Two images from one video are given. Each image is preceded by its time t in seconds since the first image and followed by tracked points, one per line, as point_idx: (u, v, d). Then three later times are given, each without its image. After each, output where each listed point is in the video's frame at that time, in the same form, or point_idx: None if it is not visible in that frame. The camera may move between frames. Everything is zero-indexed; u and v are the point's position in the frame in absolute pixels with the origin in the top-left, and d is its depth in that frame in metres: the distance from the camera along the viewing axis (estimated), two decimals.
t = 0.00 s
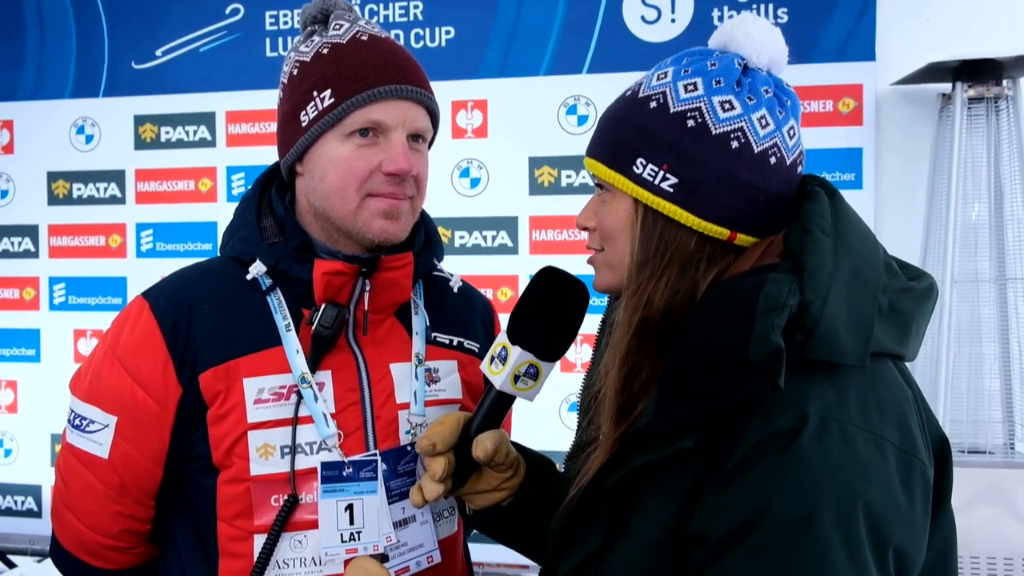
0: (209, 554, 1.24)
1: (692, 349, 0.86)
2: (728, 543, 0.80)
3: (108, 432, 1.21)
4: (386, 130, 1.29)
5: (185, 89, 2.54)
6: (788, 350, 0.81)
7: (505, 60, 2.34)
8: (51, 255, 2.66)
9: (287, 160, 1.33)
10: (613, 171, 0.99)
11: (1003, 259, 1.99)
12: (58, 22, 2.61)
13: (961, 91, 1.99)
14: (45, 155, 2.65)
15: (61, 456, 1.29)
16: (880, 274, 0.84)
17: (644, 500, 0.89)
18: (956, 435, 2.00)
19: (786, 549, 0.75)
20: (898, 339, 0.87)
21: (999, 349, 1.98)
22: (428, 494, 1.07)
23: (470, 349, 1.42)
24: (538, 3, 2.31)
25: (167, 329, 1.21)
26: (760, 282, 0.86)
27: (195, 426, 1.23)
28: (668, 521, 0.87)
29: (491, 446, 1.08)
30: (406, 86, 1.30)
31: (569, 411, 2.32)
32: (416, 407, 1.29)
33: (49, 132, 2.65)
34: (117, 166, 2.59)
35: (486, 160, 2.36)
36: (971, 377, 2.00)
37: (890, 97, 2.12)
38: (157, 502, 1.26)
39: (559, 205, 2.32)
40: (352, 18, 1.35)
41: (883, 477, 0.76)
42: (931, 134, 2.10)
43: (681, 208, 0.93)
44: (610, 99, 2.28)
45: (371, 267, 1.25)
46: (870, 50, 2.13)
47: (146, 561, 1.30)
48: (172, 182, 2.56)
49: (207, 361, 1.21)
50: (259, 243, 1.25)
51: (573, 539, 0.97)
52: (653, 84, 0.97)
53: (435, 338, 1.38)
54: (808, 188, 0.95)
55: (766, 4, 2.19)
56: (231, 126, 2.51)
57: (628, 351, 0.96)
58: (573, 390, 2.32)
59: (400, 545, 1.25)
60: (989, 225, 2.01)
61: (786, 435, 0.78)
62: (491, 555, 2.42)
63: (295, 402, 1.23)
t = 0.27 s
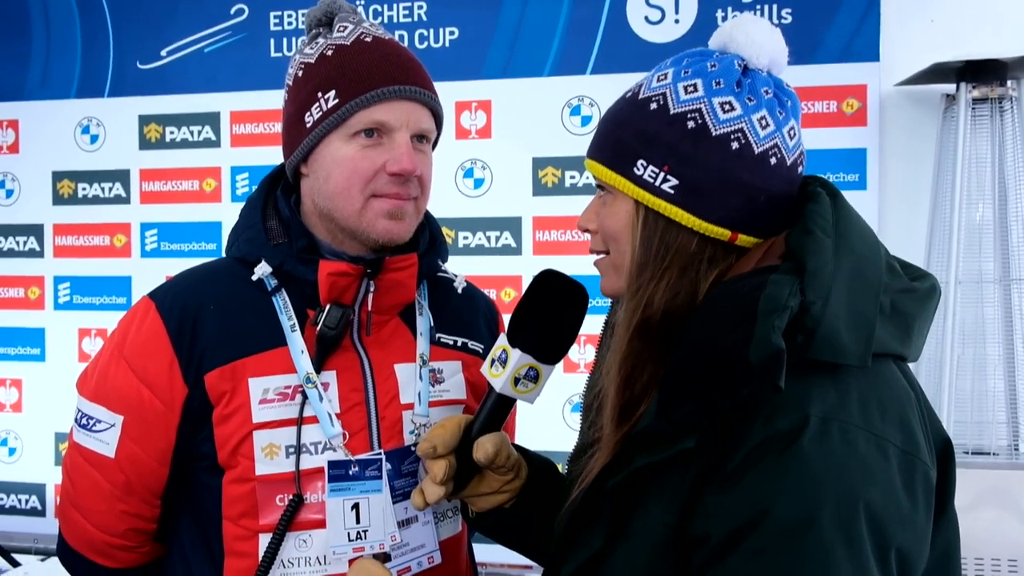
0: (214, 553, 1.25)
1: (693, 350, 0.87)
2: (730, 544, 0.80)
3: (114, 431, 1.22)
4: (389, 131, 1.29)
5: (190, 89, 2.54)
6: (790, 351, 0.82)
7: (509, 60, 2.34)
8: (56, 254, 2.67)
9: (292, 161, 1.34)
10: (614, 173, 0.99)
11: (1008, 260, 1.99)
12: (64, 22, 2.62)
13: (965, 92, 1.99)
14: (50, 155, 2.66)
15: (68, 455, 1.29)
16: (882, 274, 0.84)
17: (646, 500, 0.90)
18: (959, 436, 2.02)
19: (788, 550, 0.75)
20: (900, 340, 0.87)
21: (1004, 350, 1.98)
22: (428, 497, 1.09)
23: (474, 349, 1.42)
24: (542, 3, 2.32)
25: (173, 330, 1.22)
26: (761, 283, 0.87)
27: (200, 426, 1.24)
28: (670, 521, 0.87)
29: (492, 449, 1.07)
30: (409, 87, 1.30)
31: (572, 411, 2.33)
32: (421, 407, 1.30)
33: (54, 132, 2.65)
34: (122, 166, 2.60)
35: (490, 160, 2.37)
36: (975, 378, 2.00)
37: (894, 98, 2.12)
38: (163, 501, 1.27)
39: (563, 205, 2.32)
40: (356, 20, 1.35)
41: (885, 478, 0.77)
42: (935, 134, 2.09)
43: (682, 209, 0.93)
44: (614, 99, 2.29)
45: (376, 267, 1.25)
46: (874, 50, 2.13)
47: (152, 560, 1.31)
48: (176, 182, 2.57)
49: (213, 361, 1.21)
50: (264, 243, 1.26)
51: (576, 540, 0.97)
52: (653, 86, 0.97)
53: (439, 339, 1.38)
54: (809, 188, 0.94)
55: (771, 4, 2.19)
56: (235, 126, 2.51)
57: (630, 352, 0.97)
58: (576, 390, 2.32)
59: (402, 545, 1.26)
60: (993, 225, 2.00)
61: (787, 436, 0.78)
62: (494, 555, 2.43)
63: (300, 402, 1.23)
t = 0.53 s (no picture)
0: (218, 554, 1.25)
1: (704, 354, 0.87)
2: (740, 548, 0.80)
3: (118, 433, 1.23)
4: (390, 133, 1.29)
5: (193, 90, 2.55)
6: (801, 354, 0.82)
7: (512, 61, 2.34)
8: (60, 256, 2.68)
9: (294, 164, 1.34)
10: (620, 176, 1.00)
11: (1010, 262, 1.99)
12: (68, 25, 2.63)
13: (968, 93, 1.99)
14: (54, 157, 2.67)
15: (72, 457, 1.30)
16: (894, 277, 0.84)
17: (656, 504, 0.90)
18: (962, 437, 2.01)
19: (800, 554, 0.76)
20: (913, 343, 0.88)
21: (1007, 351, 1.98)
22: (434, 499, 1.11)
23: (476, 350, 1.43)
24: (545, 5, 2.32)
25: (177, 332, 1.22)
26: (771, 286, 0.87)
27: (204, 427, 1.24)
28: (680, 525, 0.87)
29: (499, 452, 1.08)
30: (410, 89, 1.31)
31: (575, 412, 2.33)
32: (424, 407, 1.30)
33: (57, 134, 2.66)
34: (126, 168, 2.61)
35: (492, 162, 2.37)
36: (978, 379, 2.00)
37: (896, 99, 2.12)
38: (167, 502, 1.27)
39: (565, 207, 2.33)
40: (357, 24, 1.36)
41: (897, 482, 0.77)
42: (937, 135, 2.10)
43: (689, 212, 0.94)
44: (616, 101, 2.29)
45: (378, 269, 1.26)
46: (877, 51, 2.13)
47: (157, 561, 1.32)
48: (179, 184, 2.58)
49: (216, 363, 1.22)
50: (267, 246, 1.26)
51: (583, 544, 0.97)
52: (658, 88, 0.98)
53: (442, 340, 1.38)
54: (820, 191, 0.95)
55: (773, 5, 2.19)
56: (238, 128, 2.52)
57: (640, 355, 0.97)
58: (579, 391, 2.32)
59: (408, 545, 1.26)
60: (996, 226, 2.00)
61: (799, 440, 0.79)
62: (496, 556, 2.43)
63: (303, 404, 1.24)
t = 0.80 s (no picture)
0: (223, 556, 1.25)
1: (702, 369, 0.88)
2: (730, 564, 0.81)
3: (122, 436, 1.23)
4: (389, 137, 1.30)
5: (195, 93, 2.56)
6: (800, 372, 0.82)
7: (512, 62, 2.35)
8: (62, 259, 2.68)
9: (294, 168, 1.35)
10: (627, 180, 1.01)
11: (1011, 260, 1.99)
12: (69, 28, 2.64)
13: (968, 92, 1.99)
14: (57, 160, 2.68)
15: (76, 461, 1.30)
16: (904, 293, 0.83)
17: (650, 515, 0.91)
18: (964, 436, 2.01)
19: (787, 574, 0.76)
20: (922, 359, 0.87)
21: (1009, 350, 1.98)
22: (445, 495, 1.10)
23: (478, 350, 1.43)
24: (545, 6, 2.32)
25: (179, 335, 1.23)
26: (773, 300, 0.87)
27: (208, 429, 1.25)
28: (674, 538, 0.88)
29: (507, 451, 1.08)
30: (408, 93, 1.31)
31: (577, 413, 2.33)
32: (426, 407, 1.31)
33: (59, 137, 2.67)
34: (128, 171, 2.61)
35: (493, 163, 2.37)
36: (981, 377, 2.00)
37: (897, 98, 2.12)
38: (171, 505, 1.28)
39: (566, 208, 2.33)
40: (356, 28, 1.36)
41: (891, 506, 0.77)
42: (938, 134, 2.10)
43: (696, 217, 0.94)
44: (617, 102, 2.29)
45: (379, 269, 1.27)
46: (877, 51, 2.13)
47: (161, 564, 1.32)
48: (181, 186, 2.59)
49: (218, 366, 1.22)
50: (268, 249, 1.27)
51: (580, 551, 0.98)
52: (666, 90, 0.98)
53: (444, 339, 1.39)
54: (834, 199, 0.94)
55: (772, 6, 2.19)
56: (239, 131, 2.53)
57: (642, 365, 0.98)
58: (581, 392, 2.32)
59: (413, 544, 1.26)
60: (998, 225, 2.00)
61: (792, 461, 0.79)
62: (499, 557, 2.43)
63: (307, 405, 1.24)
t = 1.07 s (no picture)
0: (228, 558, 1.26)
1: (684, 380, 0.89)
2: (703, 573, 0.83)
3: (126, 440, 1.24)
4: (394, 144, 1.30)
5: (197, 97, 2.57)
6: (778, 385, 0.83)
7: (514, 63, 2.35)
8: (65, 262, 2.69)
9: (298, 173, 1.35)
10: (631, 185, 1.02)
11: (1013, 261, 1.99)
12: (72, 32, 2.65)
13: (969, 93, 2.00)
14: (59, 164, 2.69)
15: (80, 464, 1.31)
16: (890, 306, 0.83)
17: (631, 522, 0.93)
18: (966, 437, 2.01)
19: None
20: (911, 372, 0.86)
21: (1011, 351, 1.98)
22: (448, 489, 1.15)
23: (481, 352, 1.43)
24: (547, 8, 2.33)
25: (184, 339, 1.23)
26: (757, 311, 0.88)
27: (213, 432, 1.25)
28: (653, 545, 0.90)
29: (507, 449, 1.10)
30: (412, 100, 1.32)
31: (580, 415, 2.33)
32: (430, 410, 1.31)
33: (62, 141, 2.68)
34: (131, 175, 2.62)
35: (495, 165, 2.38)
36: (983, 378, 2.00)
37: (898, 99, 2.13)
38: (176, 508, 1.28)
39: (568, 210, 2.34)
40: (359, 34, 1.37)
41: (863, 521, 0.78)
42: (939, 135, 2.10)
43: (695, 225, 0.95)
44: (619, 104, 2.30)
45: (383, 272, 1.27)
46: (878, 52, 2.13)
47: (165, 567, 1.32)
48: (183, 190, 2.59)
49: (223, 369, 1.23)
50: (272, 253, 1.27)
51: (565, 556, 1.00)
52: (673, 94, 0.98)
53: (447, 342, 1.39)
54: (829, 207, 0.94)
55: (773, 7, 2.20)
56: (242, 134, 2.54)
57: (630, 373, 0.99)
58: (583, 394, 2.33)
59: (418, 546, 1.26)
60: (1000, 225, 2.00)
61: (766, 473, 0.81)
62: (501, 559, 2.43)
63: (311, 408, 1.24)
